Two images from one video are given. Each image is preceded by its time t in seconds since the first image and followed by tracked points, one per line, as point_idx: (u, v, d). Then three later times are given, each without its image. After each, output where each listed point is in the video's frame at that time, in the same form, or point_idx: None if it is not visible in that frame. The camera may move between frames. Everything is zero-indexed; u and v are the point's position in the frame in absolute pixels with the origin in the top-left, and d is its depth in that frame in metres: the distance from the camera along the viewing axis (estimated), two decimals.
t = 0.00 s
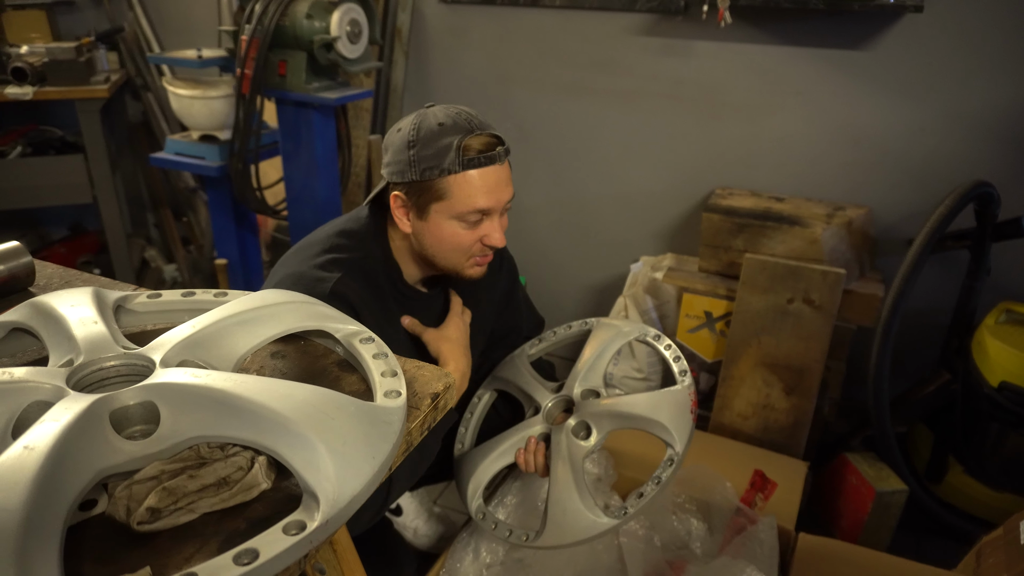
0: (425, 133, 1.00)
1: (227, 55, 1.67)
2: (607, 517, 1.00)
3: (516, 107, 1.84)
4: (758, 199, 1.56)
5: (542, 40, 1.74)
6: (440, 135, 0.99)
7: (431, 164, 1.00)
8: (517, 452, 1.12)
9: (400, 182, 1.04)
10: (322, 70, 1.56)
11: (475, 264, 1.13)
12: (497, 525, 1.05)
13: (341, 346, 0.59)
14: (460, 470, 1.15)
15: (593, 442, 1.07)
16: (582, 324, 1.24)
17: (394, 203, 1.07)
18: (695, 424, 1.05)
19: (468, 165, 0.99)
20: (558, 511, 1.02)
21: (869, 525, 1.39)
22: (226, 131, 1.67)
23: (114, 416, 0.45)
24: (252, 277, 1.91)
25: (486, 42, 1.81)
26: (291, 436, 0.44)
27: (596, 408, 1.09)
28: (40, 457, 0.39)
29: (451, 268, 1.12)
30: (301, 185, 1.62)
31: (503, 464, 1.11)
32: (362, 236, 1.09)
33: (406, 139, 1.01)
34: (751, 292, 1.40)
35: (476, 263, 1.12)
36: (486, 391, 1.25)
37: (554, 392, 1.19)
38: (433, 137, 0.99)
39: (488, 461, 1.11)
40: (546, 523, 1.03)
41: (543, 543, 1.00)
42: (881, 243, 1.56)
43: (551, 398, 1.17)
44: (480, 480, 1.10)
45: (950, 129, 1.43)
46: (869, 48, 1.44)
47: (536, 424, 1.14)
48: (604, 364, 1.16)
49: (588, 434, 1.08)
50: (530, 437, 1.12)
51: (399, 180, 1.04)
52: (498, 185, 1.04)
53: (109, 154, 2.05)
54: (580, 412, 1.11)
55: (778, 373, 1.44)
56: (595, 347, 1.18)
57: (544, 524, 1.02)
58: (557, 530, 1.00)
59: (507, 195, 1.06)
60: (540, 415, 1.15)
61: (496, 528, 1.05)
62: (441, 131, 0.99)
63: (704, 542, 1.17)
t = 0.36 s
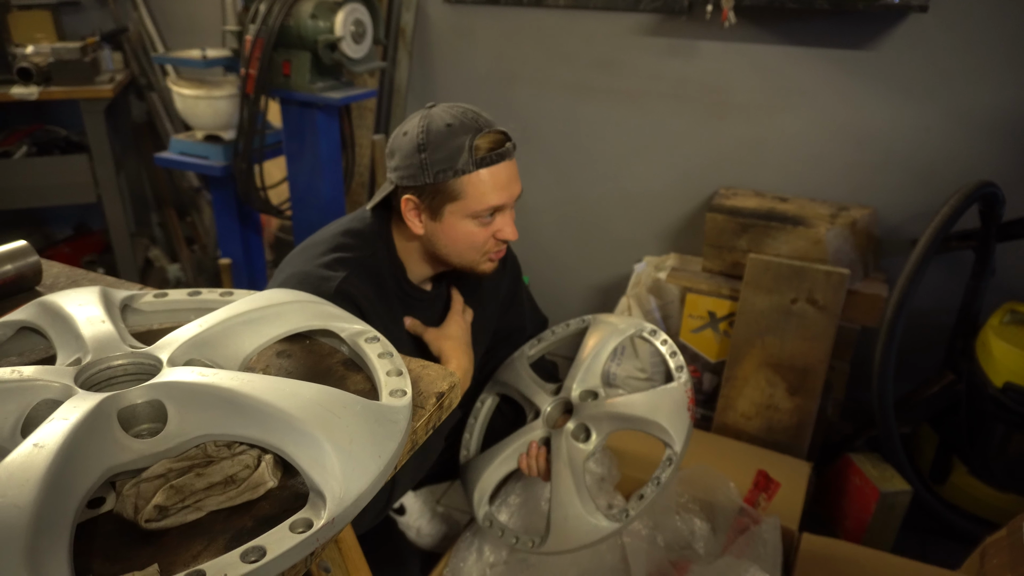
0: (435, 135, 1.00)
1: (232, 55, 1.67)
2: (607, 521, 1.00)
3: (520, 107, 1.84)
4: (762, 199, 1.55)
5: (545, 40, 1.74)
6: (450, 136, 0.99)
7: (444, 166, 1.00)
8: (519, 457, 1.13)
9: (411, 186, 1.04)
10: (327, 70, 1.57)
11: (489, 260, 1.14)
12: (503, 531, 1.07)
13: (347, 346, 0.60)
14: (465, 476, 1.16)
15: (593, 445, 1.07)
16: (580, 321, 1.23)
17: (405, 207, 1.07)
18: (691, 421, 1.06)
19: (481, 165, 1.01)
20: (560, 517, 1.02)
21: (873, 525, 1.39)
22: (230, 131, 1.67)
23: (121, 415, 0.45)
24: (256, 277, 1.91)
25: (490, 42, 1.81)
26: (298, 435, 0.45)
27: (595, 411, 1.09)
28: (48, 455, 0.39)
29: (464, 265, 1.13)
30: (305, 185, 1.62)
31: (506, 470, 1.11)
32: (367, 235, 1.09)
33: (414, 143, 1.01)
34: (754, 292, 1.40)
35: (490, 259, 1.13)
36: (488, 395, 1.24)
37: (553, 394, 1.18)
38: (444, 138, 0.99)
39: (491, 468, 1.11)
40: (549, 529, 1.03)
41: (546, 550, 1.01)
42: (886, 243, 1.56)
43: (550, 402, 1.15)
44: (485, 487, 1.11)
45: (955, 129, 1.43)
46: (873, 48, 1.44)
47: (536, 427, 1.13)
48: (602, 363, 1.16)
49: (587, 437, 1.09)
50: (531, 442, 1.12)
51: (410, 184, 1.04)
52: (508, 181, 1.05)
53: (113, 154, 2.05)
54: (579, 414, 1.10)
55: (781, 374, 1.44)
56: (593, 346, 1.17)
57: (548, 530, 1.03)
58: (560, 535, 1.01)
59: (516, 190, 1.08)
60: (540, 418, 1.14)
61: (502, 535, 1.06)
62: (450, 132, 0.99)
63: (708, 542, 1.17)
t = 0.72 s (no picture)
0: (446, 141, 0.99)
1: (233, 55, 1.67)
2: (607, 521, 1.00)
3: (521, 108, 1.84)
4: (762, 200, 1.55)
5: (547, 41, 1.74)
6: (462, 144, 0.99)
7: (453, 173, 1.00)
8: (519, 457, 1.13)
9: (417, 188, 1.03)
10: (328, 71, 1.57)
11: (485, 266, 1.15)
12: (502, 531, 1.06)
13: (346, 347, 0.60)
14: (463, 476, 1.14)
15: (593, 446, 1.07)
16: (580, 324, 1.23)
17: (410, 208, 1.06)
18: (693, 425, 1.05)
19: (490, 175, 1.02)
20: (561, 516, 1.02)
21: (874, 526, 1.39)
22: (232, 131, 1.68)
23: (121, 417, 0.45)
24: (258, 277, 1.92)
25: (491, 43, 1.81)
26: (297, 437, 0.45)
27: (595, 411, 1.09)
28: (48, 456, 0.39)
29: (460, 269, 1.14)
30: (307, 185, 1.63)
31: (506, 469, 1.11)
32: (367, 236, 1.09)
33: (424, 146, 1.00)
34: (755, 293, 1.40)
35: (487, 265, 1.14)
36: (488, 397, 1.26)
37: (553, 395, 1.19)
38: (454, 146, 0.99)
39: (490, 468, 1.11)
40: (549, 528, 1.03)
41: (547, 549, 1.01)
42: (887, 244, 1.56)
43: (551, 402, 1.16)
44: (484, 487, 1.10)
45: (956, 130, 1.43)
46: (874, 49, 1.44)
47: (536, 427, 1.14)
48: (602, 365, 1.16)
49: (588, 438, 1.09)
50: (531, 441, 1.12)
51: (417, 186, 1.03)
52: (515, 192, 1.06)
53: (116, 155, 2.06)
54: (579, 415, 1.11)
55: (782, 375, 1.44)
56: (593, 348, 1.17)
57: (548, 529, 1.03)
58: (560, 535, 1.01)
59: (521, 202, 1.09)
60: (540, 418, 1.15)
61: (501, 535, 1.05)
62: (462, 140, 0.99)
63: (707, 543, 1.17)
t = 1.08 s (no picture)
0: (447, 144, 0.99)
1: (233, 56, 1.68)
2: (649, 514, 1.00)
3: (520, 109, 1.84)
4: (762, 201, 1.55)
5: (546, 42, 1.74)
6: (462, 148, 0.99)
7: (451, 176, 1.00)
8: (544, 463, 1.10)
9: (414, 188, 1.03)
10: (328, 71, 1.57)
11: (476, 270, 1.14)
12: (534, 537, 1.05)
13: (339, 349, 0.60)
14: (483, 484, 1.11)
15: (617, 441, 1.07)
16: (578, 322, 1.22)
17: (408, 207, 1.06)
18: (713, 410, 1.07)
19: (488, 182, 1.01)
20: (599, 516, 1.01)
21: (873, 528, 1.39)
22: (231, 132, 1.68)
23: (112, 418, 0.46)
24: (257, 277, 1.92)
25: (490, 44, 1.81)
26: (287, 440, 0.45)
27: (614, 408, 1.09)
28: (37, 458, 0.39)
29: (453, 271, 1.14)
30: (306, 186, 1.63)
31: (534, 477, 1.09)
32: (364, 238, 1.10)
33: (424, 148, 1.00)
34: (754, 294, 1.40)
35: (478, 269, 1.14)
36: (490, 402, 1.22)
37: (565, 395, 1.17)
38: (455, 149, 0.99)
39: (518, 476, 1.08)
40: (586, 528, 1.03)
41: (589, 549, 1.01)
42: (887, 245, 1.55)
43: (564, 401, 1.15)
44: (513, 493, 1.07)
45: (956, 131, 1.43)
46: (874, 50, 1.43)
47: (555, 431, 1.12)
48: (610, 362, 1.16)
49: (609, 434, 1.08)
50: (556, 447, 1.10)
51: (414, 185, 1.03)
52: (513, 200, 1.06)
53: (117, 155, 2.07)
54: (597, 413, 1.10)
55: (781, 376, 1.43)
56: (597, 345, 1.17)
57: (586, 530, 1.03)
58: (600, 533, 1.01)
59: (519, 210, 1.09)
60: (555, 420, 1.13)
61: (534, 542, 1.05)
62: (463, 144, 0.99)
63: (705, 544, 1.17)
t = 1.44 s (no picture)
0: (427, 162, 0.98)
1: (233, 56, 1.67)
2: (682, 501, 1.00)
3: (521, 109, 1.84)
4: (762, 202, 1.55)
5: (546, 42, 1.74)
6: (442, 167, 0.97)
7: (429, 195, 0.98)
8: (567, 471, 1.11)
9: (396, 203, 1.02)
10: (327, 71, 1.57)
11: (463, 286, 1.13)
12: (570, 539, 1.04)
13: (337, 350, 0.60)
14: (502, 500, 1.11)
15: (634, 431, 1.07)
16: (565, 311, 1.15)
17: (392, 222, 1.06)
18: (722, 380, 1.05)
19: (467, 201, 0.99)
20: (631, 508, 1.01)
21: (872, 530, 1.39)
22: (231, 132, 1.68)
23: (109, 420, 0.46)
24: (258, 277, 1.92)
25: (491, 44, 1.81)
26: (283, 442, 0.45)
27: (625, 400, 1.07)
28: (34, 460, 0.39)
29: (440, 286, 1.12)
30: (307, 186, 1.63)
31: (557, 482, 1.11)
32: (363, 240, 1.09)
33: (406, 164, 0.99)
34: (753, 294, 1.39)
35: (464, 286, 1.13)
36: (490, 407, 1.18)
37: (571, 392, 1.13)
38: (434, 168, 0.97)
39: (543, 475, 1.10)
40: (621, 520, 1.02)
41: (627, 543, 1.01)
42: (887, 246, 1.55)
43: (572, 399, 1.12)
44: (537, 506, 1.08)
45: (957, 132, 1.42)
46: (874, 51, 1.43)
47: (569, 433, 1.11)
48: (611, 352, 1.11)
49: (624, 426, 1.08)
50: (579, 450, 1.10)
51: (396, 201, 1.02)
52: (496, 219, 1.04)
53: (117, 155, 2.07)
54: (609, 407, 1.08)
55: (781, 377, 1.43)
56: (594, 337, 1.11)
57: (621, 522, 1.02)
58: (636, 524, 1.00)
59: (503, 229, 1.06)
60: (568, 421, 1.11)
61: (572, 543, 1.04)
62: (443, 163, 0.97)
63: (704, 546, 1.17)
